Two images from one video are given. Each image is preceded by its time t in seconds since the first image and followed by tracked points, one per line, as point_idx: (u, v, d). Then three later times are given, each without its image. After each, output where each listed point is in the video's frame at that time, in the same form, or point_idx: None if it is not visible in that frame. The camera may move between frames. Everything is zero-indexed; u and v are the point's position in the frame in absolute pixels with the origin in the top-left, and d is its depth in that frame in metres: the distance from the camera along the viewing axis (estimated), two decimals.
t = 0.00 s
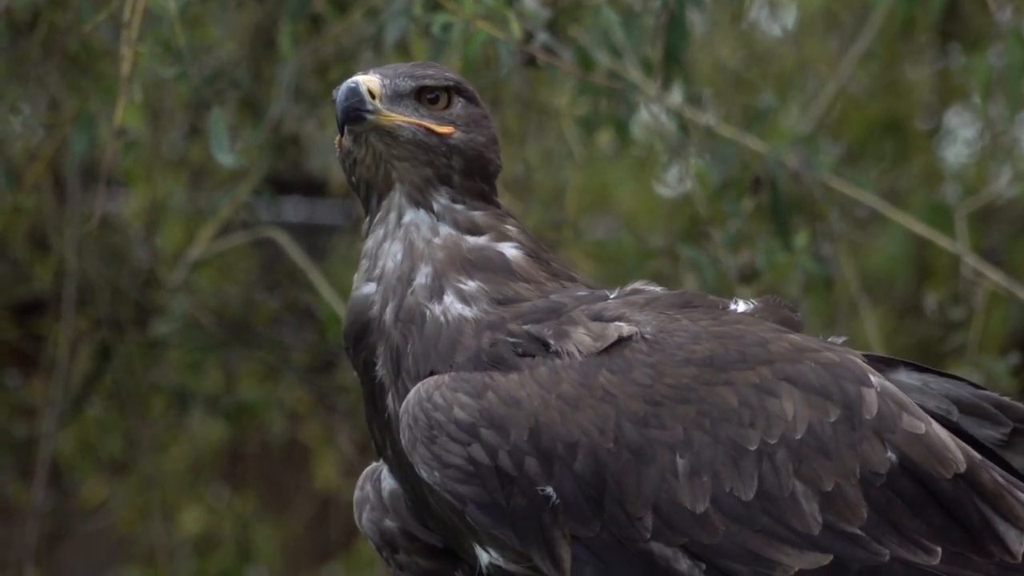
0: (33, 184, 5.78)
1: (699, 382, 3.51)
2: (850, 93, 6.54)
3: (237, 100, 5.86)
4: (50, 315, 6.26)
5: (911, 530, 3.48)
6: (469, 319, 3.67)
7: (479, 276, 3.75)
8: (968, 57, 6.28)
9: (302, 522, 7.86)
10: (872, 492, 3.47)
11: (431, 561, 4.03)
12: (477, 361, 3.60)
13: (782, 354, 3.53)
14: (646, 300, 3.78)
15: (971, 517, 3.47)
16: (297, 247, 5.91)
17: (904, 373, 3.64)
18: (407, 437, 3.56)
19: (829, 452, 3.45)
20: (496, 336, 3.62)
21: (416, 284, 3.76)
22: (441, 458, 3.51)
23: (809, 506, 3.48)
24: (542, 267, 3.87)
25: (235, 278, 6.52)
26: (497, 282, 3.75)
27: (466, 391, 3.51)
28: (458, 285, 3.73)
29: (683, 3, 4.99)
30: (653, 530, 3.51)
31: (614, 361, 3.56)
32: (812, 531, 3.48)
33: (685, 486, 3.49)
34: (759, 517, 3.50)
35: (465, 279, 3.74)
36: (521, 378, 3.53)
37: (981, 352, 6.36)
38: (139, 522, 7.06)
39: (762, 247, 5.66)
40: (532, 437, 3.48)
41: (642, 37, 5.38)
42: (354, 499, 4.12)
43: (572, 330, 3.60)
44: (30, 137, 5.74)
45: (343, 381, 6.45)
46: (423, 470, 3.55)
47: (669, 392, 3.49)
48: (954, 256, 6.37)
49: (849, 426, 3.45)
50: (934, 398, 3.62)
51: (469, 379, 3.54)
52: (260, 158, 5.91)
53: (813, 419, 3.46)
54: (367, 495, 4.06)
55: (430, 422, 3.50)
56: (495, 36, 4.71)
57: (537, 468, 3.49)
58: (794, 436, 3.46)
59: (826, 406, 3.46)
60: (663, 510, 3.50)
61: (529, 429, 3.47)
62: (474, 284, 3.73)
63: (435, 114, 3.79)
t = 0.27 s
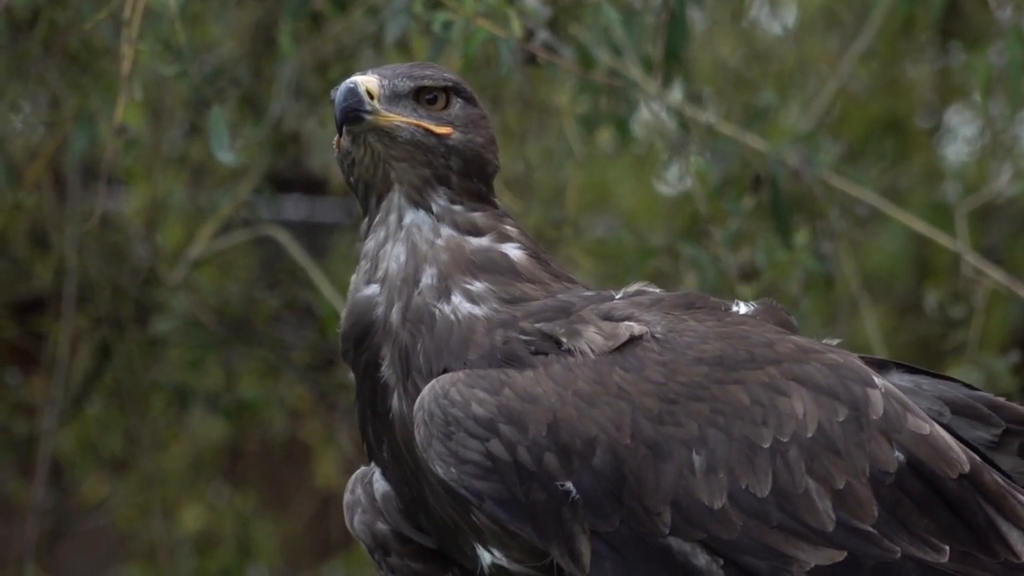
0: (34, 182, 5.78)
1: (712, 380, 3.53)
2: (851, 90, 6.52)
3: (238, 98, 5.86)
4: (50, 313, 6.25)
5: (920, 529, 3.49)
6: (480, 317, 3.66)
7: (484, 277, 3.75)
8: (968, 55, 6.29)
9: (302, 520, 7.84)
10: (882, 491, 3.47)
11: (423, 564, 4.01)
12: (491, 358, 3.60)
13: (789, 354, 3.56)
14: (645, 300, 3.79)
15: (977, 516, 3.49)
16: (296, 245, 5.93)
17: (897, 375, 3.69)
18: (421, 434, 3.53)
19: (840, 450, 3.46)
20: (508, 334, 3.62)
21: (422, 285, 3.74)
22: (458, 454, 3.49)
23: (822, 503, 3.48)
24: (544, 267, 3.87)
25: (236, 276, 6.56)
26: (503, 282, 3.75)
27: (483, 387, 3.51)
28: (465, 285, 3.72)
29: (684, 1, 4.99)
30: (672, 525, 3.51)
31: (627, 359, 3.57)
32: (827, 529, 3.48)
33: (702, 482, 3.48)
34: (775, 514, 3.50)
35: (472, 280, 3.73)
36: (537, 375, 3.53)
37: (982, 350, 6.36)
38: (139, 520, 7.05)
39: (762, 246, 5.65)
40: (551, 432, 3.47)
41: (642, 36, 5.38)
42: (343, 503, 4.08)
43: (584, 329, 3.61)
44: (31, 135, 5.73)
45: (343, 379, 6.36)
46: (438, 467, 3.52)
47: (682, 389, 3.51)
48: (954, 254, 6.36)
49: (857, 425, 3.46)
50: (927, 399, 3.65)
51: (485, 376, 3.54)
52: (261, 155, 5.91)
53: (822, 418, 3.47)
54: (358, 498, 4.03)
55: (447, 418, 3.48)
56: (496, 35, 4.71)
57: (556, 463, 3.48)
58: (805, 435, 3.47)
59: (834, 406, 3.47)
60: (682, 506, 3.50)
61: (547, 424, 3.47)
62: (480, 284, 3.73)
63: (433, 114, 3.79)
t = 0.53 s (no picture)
0: (35, 181, 5.78)
1: (724, 382, 3.59)
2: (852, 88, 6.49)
3: (238, 97, 5.86)
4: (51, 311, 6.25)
5: (926, 531, 3.59)
6: (493, 317, 3.65)
7: (493, 277, 3.74)
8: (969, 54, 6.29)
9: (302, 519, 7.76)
10: (889, 494, 3.57)
11: (416, 566, 4.00)
12: (507, 357, 3.60)
13: (794, 358, 3.65)
14: (650, 304, 3.85)
15: (978, 521, 3.59)
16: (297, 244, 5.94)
17: (888, 380, 3.86)
18: (437, 433, 3.51)
19: (847, 453, 3.55)
20: (523, 334, 3.62)
21: (431, 284, 3.72)
22: (477, 452, 3.48)
23: (834, 505, 3.55)
24: (548, 268, 3.89)
25: (237, 275, 6.58)
26: (512, 282, 3.75)
27: (502, 386, 3.51)
28: (474, 285, 3.71)
29: None
30: (691, 524, 3.55)
31: (640, 360, 3.62)
32: (839, 530, 3.55)
33: (720, 483, 3.53)
34: (790, 515, 3.56)
35: (480, 279, 3.72)
36: (554, 375, 3.55)
37: (982, 348, 6.37)
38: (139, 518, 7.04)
39: (762, 244, 5.65)
40: (571, 430, 3.50)
41: (642, 34, 5.38)
42: (333, 504, 4.04)
43: (596, 330, 3.64)
44: (31, 134, 5.72)
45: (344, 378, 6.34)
46: (456, 466, 3.50)
47: (696, 391, 3.57)
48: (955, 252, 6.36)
49: (863, 429, 3.56)
50: (917, 404, 3.81)
51: (502, 374, 3.54)
52: (261, 154, 5.91)
53: (830, 422, 3.56)
54: (350, 499, 4.00)
55: (466, 416, 3.46)
56: (497, 34, 4.71)
57: (577, 461, 3.51)
58: (815, 437, 3.55)
59: (840, 410, 3.57)
60: (701, 504, 3.54)
61: (567, 423, 3.49)
62: (489, 284, 3.72)
63: (433, 113, 3.78)
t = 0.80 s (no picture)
0: (36, 179, 5.78)
1: (733, 385, 3.64)
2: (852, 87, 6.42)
3: (239, 95, 5.86)
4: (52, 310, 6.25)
5: (928, 537, 3.69)
6: (505, 315, 3.66)
7: (501, 277, 3.74)
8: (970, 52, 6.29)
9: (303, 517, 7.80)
10: (893, 500, 3.66)
11: (411, 566, 4.00)
12: (523, 356, 3.61)
13: (798, 363, 3.73)
14: (654, 305, 3.88)
15: (977, 528, 3.70)
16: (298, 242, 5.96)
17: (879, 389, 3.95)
18: (454, 431, 3.50)
19: (853, 458, 3.63)
20: (537, 333, 3.63)
21: (441, 283, 3.72)
22: (495, 450, 3.48)
23: (842, 509, 3.63)
24: (552, 268, 3.90)
25: (237, 274, 6.55)
26: (521, 282, 3.75)
27: (520, 384, 3.51)
28: (484, 284, 3.71)
29: None
30: (706, 524, 3.58)
31: (652, 361, 3.64)
32: (848, 534, 3.62)
33: (734, 485, 3.58)
34: (801, 517, 3.62)
35: (489, 278, 3.72)
36: (570, 374, 3.56)
37: (983, 346, 6.37)
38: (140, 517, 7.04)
39: (763, 243, 5.64)
40: (589, 429, 3.51)
41: (643, 33, 5.37)
42: (327, 504, 4.04)
43: (608, 332, 3.66)
44: (32, 133, 5.67)
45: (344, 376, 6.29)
46: (472, 464, 3.49)
47: (708, 393, 3.61)
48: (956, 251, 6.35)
49: (867, 435, 3.65)
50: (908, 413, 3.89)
51: (519, 373, 3.54)
52: (262, 153, 5.91)
53: (836, 427, 3.64)
54: (345, 498, 3.99)
55: (485, 413, 3.46)
56: (498, 32, 4.72)
57: (595, 460, 3.51)
58: (822, 442, 3.62)
59: (845, 416, 3.66)
60: (716, 505, 3.58)
61: (585, 421, 3.50)
62: (498, 283, 3.72)
63: (435, 113, 3.77)
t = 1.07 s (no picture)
0: (38, 178, 5.79)
1: (744, 390, 3.71)
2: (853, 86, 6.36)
3: (241, 94, 5.86)
4: (54, 309, 6.23)
5: (929, 545, 3.80)
6: (519, 313, 3.67)
7: (510, 275, 3.75)
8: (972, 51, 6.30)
9: (305, 516, 7.81)
10: (897, 507, 3.76)
11: (406, 566, 3.98)
12: (539, 355, 3.63)
13: (801, 370, 3.84)
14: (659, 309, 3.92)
15: (973, 538, 3.82)
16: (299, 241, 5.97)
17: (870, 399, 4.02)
18: (474, 429, 3.50)
19: (858, 465, 3.72)
20: (553, 332, 3.66)
21: (452, 281, 3.72)
22: (516, 448, 3.49)
23: (849, 515, 3.70)
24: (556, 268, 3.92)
25: (239, 273, 6.53)
26: (530, 281, 3.77)
27: (540, 382, 3.53)
28: (495, 281, 3.72)
29: None
30: (722, 526, 3.63)
31: (665, 363, 3.68)
32: (855, 539, 3.70)
33: (749, 487, 3.63)
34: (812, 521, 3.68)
35: (499, 276, 3.74)
36: (587, 374, 3.59)
37: (985, 345, 6.37)
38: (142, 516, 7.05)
39: (764, 242, 5.65)
40: (609, 428, 3.54)
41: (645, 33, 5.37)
42: (323, 503, 4.00)
43: (621, 333, 3.70)
44: (34, 132, 5.63)
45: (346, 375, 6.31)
46: (493, 462, 3.49)
47: (719, 396, 3.67)
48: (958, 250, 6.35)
49: (869, 442, 3.76)
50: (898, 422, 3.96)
51: (538, 371, 3.56)
52: (264, 152, 5.92)
53: (840, 433, 3.74)
54: (342, 497, 3.96)
55: (506, 411, 3.47)
56: (500, 31, 4.72)
57: (615, 459, 3.54)
58: (829, 448, 3.72)
59: (849, 423, 3.76)
60: (731, 506, 3.63)
61: (604, 421, 3.53)
62: (508, 281, 3.73)
63: (437, 111, 3.77)
